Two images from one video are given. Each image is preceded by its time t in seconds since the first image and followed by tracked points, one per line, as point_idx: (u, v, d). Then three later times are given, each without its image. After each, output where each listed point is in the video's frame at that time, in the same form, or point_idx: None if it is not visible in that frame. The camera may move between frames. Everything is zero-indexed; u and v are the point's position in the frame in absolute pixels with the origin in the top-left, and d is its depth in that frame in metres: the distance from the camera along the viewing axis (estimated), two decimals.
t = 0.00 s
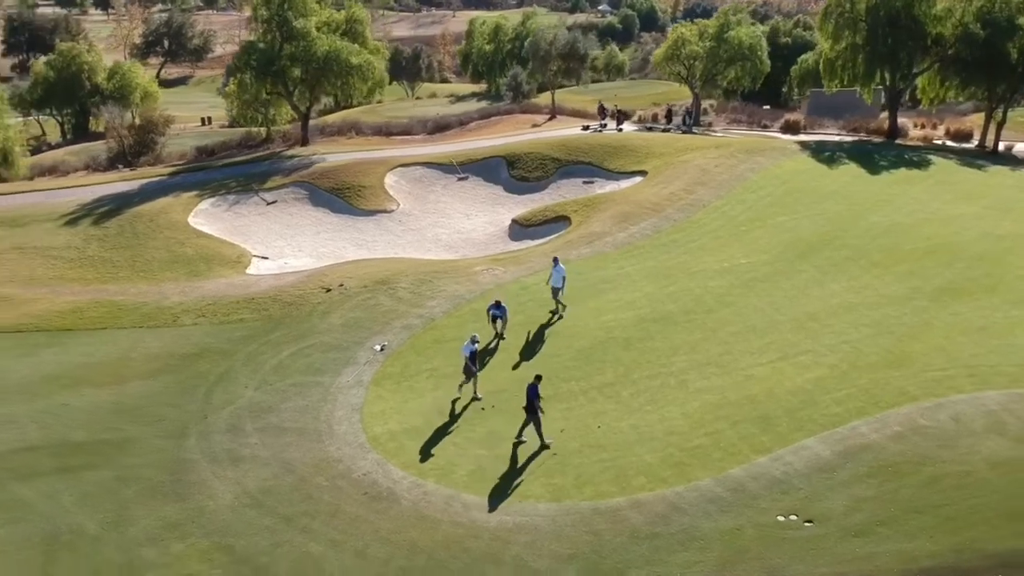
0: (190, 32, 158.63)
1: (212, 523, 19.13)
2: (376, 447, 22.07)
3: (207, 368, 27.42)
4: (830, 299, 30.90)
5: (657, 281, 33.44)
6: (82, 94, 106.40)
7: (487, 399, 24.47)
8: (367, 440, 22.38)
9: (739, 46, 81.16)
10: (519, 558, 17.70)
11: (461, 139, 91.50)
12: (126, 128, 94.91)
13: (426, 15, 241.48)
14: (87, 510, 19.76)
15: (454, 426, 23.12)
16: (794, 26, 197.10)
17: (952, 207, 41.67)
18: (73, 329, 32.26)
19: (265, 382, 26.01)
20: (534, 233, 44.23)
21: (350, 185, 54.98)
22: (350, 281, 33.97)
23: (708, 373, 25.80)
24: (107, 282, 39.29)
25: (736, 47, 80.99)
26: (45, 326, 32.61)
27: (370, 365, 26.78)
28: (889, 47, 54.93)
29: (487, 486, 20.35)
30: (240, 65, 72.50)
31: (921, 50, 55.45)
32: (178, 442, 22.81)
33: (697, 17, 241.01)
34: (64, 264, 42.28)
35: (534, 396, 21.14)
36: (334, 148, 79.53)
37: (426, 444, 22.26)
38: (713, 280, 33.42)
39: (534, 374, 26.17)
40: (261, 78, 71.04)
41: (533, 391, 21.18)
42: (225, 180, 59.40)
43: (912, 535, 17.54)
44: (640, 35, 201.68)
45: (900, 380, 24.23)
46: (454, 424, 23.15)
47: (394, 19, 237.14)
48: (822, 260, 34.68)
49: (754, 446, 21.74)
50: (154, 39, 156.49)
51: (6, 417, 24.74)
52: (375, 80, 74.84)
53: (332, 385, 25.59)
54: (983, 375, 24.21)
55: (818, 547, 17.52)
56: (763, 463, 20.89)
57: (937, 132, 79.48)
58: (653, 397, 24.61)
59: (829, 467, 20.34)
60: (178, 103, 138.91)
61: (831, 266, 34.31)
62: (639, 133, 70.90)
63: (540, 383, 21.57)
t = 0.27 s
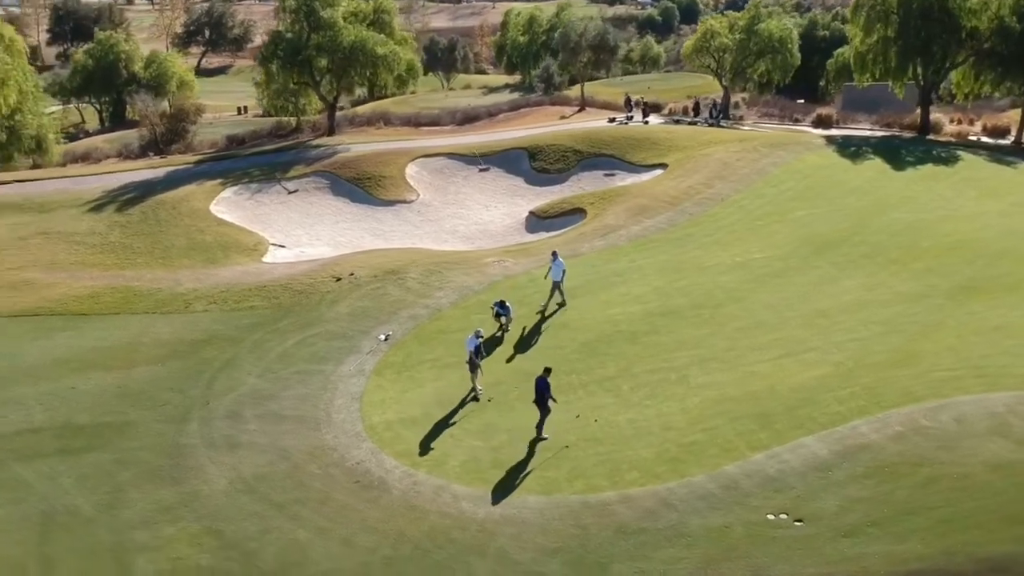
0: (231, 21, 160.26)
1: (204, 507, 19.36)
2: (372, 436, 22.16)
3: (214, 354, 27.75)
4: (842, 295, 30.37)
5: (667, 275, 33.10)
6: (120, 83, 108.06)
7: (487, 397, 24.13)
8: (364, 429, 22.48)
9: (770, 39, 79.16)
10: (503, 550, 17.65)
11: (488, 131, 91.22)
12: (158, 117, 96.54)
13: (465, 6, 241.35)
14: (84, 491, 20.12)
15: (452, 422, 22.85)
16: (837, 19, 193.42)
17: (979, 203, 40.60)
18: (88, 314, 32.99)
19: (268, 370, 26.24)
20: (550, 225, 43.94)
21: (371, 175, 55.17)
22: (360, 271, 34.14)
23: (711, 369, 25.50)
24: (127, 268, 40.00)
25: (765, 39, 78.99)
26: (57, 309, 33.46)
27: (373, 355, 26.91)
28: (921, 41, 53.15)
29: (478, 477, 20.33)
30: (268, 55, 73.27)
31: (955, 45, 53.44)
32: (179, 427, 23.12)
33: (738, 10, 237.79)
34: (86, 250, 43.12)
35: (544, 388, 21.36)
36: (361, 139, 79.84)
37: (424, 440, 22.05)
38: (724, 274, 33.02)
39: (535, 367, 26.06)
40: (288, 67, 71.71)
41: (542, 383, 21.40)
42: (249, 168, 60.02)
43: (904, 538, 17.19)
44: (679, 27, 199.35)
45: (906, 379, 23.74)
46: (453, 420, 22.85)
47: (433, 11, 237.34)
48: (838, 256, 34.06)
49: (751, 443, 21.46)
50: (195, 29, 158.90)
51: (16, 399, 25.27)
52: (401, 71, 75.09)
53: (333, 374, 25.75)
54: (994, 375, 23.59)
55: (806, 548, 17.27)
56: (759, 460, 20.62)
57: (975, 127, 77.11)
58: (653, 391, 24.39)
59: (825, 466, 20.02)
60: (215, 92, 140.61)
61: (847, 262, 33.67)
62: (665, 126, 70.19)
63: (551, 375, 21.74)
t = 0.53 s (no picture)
0: (285, 11, 160.52)
1: (208, 489, 19.70)
2: (377, 423, 22.31)
3: (232, 339, 28.20)
4: (867, 293, 29.69)
5: (690, 269, 32.69)
6: (170, 70, 109.67)
7: (499, 387, 24.19)
8: (371, 416, 22.66)
9: (813, 31, 75.98)
10: (496, 540, 17.66)
11: (528, 121, 90.82)
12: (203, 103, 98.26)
13: None
14: (96, 470, 20.62)
15: (464, 414, 22.79)
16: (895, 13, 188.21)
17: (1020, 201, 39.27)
18: (117, 297, 33.89)
19: (284, 355, 26.61)
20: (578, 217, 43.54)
21: (404, 164, 55.43)
22: (382, 259, 34.38)
23: (723, 365, 25.16)
24: (160, 252, 40.88)
25: (809, 31, 75.84)
26: (88, 291, 34.74)
27: (386, 342, 27.10)
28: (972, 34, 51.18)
29: (479, 467, 20.38)
30: (308, 44, 74.08)
31: (1007, 38, 51.09)
32: (192, 409, 23.56)
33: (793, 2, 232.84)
34: (122, 235, 44.13)
35: (563, 378, 21.29)
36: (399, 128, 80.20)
37: (434, 431, 22.00)
38: (748, 270, 32.50)
39: (546, 358, 25.99)
40: (328, 56, 72.39)
41: (563, 375, 21.27)
42: (286, 156, 60.82)
43: (905, 544, 16.79)
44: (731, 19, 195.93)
45: (925, 381, 23.14)
46: (464, 411, 22.87)
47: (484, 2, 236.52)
48: (866, 254, 33.28)
49: (758, 441, 21.15)
50: (249, 18, 160.47)
51: (41, 378, 26.03)
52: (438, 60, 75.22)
53: (346, 361, 26.01)
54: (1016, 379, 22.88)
55: (804, 548, 16.98)
56: (764, 458, 20.33)
57: None
58: (663, 386, 24.14)
59: (831, 466, 19.65)
60: (265, 81, 142.40)
61: (875, 260, 32.91)
62: (704, 118, 69.22)
63: (572, 366, 21.58)
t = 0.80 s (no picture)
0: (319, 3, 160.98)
1: (196, 477, 19.91)
2: (369, 415, 22.36)
3: (235, 329, 28.44)
4: (875, 292, 29.15)
5: (698, 265, 32.32)
6: (202, 61, 109.85)
7: (495, 379, 24.15)
8: (363, 408, 22.71)
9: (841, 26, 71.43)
10: (476, 535, 17.62)
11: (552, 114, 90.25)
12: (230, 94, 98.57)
13: None
14: (89, 456, 20.92)
15: (458, 407, 22.74)
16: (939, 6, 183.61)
17: None
18: (128, 285, 34.32)
19: (284, 345, 26.78)
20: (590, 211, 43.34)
21: (421, 157, 55.45)
22: (389, 251, 34.43)
23: (722, 363, 24.84)
24: (175, 241, 41.33)
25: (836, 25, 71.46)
26: (100, 279, 35.24)
27: (386, 334, 27.14)
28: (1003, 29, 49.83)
29: (466, 460, 20.33)
30: (332, 36, 74.74)
31: None
32: (189, 398, 23.81)
33: None
34: (139, 224, 44.68)
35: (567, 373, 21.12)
36: (422, 120, 80.20)
37: (428, 424, 21.98)
38: (756, 267, 32.07)
39: (544, 353, 25.83)
40: (350, 47, 73.05)
41: (565, 370, 21.09)
42: (306, 147, 61.18)
43: (888, 549, 16.50)
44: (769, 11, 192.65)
45: (926, 384, 22.67)
46: (456, 405, 22.78)
47: None
48: (878, 252, 32.67)
49: (749, 441, 20.89)
50: (286, 9, 161.40)
51: (45, 364, 26.42)
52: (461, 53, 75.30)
53: (344, 352, 26.09)
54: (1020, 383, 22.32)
55: (784, 551, 16.76)
56: (753, 458, 20.06)
57: None
58: (659, 384, 23.89)
59: (821, 468, 19.34)
60: (296, 72, 143.17)
61: (888, 258, 32.26)
62: (728, 112, 68.35)
63: (575, 361, 21.36)
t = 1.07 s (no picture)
0: None
1: (186, 468, 20.11)
2: (362, 410, 22.41)
3: (238, 321, 28.66)
4: (884, 293, 28.61)
5: (706, 263, 31.95)
6: (234, 53, 110.97)
7: (491, 376, 24.11)
8: (357, 403, 22.78)
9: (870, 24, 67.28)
10: (456, 532, 17.59)
11: (578, 109, 89.62)
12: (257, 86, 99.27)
13: None
14: (85, 444, 21.22)
15: (453, 403, 22.73)
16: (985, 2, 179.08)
17: None
18: (140, 275, 34.76)
19: (284, 338, 26.93)
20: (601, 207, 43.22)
21: (439, 151, 55.40)
22: (397, 246, 34.46)
23: (721, 364, 24.53)
24: (190, 233, 41.78)
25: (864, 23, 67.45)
26: (113, 269, 35.63)
27: (386, 329, 27.18)
28: None
29: (454, 457, 20.30)
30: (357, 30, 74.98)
31: None
32: (187, 388, 24.05)
33: None
34: (157, 215, 45.22)
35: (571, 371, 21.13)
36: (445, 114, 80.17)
37: (422, 420, 21.94)
38: (765, 266, 31.62)
39: (542, 350, 25.68)
40: (374, 41, 73.37)
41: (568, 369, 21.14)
42: (326, 140, 61.53)
43: (871, 558, 16.19)
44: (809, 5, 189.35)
45: (927, 389, 22.20)
46: (449, 402, 22.73)
47: None
48: (892, 253, 32.05)
49: (741, 443, 20.61)
50: (323, 2, 162.30)
51: (52, 353, 26.84)
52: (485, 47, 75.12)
53: (343, 345, 26.18)
54: None
55: (765, 557, 16.53)
56: (744, 461, 19.77)
57: None
58: (655, 383, 23.64)
59: (811, 473, 19.04)
60: (328, 64, 143.93)
61: (902, 259, 31.60)
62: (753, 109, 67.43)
63: (579, 360, 21.35)
